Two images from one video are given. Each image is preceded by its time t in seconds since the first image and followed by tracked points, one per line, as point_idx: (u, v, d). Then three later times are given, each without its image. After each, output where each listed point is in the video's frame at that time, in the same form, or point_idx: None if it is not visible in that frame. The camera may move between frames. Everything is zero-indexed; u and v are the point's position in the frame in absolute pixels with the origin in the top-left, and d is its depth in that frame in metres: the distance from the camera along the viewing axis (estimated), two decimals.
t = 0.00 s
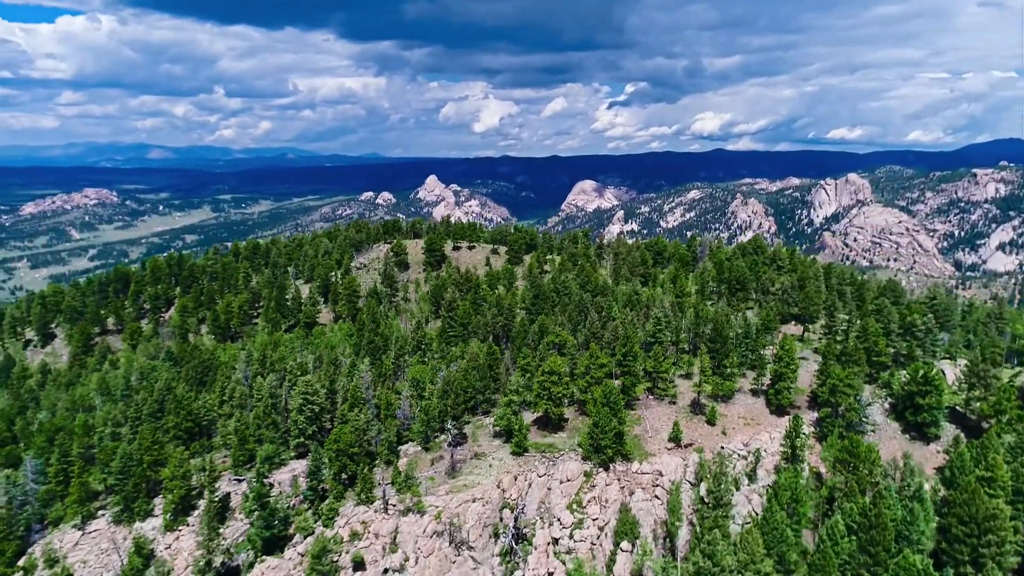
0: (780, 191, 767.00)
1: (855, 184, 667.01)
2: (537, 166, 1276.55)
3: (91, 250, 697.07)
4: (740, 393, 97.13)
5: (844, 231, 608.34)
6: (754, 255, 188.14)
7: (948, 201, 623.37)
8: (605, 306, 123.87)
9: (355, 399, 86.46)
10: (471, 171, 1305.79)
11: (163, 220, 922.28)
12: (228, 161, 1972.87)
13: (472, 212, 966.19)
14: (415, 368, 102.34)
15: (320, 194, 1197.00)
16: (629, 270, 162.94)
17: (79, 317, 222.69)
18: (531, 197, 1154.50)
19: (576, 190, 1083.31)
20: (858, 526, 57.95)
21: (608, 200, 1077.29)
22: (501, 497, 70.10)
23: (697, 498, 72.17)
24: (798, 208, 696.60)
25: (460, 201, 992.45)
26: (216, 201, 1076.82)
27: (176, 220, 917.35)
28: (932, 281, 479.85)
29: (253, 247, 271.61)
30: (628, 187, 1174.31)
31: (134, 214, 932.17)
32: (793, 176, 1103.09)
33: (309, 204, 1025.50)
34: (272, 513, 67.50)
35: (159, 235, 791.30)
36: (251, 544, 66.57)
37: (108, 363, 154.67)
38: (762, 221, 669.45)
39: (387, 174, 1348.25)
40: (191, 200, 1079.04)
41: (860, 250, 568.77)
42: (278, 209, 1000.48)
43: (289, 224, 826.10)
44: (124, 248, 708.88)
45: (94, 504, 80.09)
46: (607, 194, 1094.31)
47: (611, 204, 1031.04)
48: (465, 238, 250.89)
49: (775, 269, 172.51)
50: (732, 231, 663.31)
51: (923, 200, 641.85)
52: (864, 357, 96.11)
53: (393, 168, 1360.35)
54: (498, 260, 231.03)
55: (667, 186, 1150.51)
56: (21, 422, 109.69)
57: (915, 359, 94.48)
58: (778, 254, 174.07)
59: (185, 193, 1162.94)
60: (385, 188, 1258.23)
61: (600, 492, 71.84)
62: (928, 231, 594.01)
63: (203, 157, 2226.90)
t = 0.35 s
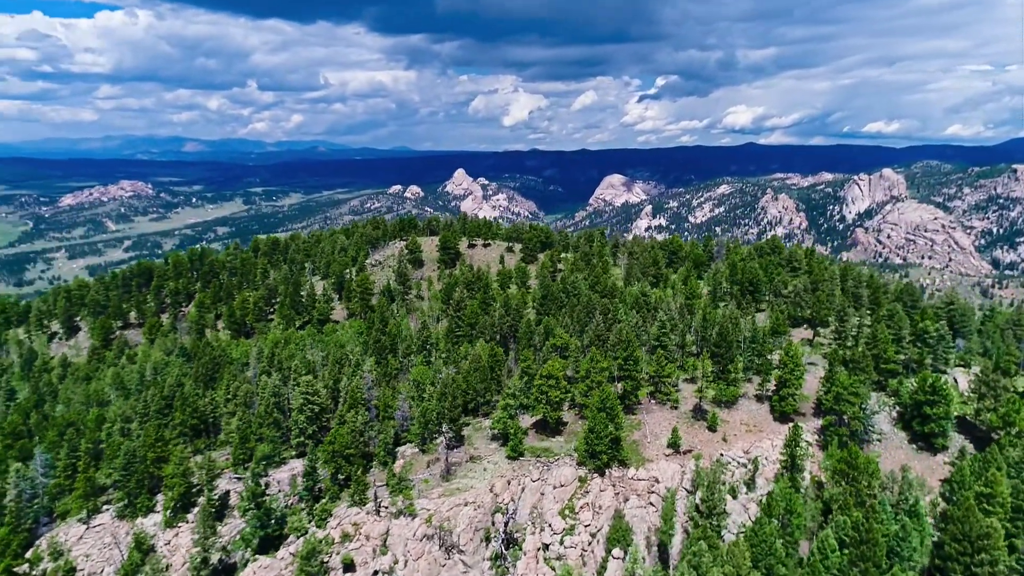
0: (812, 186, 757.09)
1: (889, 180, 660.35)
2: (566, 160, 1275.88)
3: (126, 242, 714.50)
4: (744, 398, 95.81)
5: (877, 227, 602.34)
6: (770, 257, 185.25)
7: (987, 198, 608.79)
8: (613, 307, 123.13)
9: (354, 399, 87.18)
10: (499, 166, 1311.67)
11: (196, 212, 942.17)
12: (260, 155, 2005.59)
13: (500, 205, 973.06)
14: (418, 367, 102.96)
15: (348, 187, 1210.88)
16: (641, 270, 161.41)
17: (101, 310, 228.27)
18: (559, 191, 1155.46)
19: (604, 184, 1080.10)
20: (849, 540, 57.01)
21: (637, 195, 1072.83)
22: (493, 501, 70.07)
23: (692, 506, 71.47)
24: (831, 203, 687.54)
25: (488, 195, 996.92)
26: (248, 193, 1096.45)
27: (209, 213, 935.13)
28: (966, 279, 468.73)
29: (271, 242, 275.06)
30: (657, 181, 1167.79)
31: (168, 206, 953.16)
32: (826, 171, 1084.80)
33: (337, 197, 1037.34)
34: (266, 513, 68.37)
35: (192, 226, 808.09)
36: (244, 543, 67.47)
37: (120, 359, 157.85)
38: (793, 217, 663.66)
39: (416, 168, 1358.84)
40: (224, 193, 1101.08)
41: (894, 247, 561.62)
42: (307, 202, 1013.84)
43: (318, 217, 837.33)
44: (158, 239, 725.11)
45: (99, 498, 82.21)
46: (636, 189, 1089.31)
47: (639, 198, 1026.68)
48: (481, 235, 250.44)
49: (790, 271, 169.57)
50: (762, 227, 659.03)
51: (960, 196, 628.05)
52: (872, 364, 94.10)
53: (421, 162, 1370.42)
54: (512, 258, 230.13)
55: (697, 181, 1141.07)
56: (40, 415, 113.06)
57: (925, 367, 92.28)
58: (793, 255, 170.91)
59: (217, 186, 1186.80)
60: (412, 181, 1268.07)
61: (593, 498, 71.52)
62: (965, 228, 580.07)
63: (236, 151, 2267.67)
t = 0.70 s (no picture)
0: (839, 181, 745.82)
1: (919, 175, 653.77)
2: (590, 154, 1274.28)
3: (154, 234, 727.62)
4: (743, 404, 94.86)
5: (905, 223, 597.80)
6: (782, 257, 182.63)
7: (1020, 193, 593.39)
8: (615, 308, 122.89)
9: (350, 400, 87.97)
10: (522, 161, 1311.92)
11: (222, 205, 956.36)
12: (285, 148, 2028.21)
13: (523, 199, 976.01)
14: (418, 367, 103.50)
15: (372, 180, 1222.03)
16: (647, 270, 160.28)
17: (117, 304, 231.81)
18: (582, 185, 1155.04)
19: (627, 178, 1075.86)
20: (833, 554, 56.49)
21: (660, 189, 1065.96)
22: (481, 505, 70.21)
23: (682, 514, 70.93)
24: (857, 199, 679.78)
25: (510, 188, 998.30)
26: (273, 186, 1110.93)
27: (235, 206, 949.71)
28: (995, 277, 459.24)
29: (285, 239, 277.30)
30: (681, 175, 1158.98)
31: (195, 199, 969.67)
32: (854, 166, 1068.73)
33: (361, 191, 1048.51)
34: (256, 514, 69.18)
35: (218, 220, 819.82)
36: (233, 543, 68.30)
37: (124, 356, 159.42)
38: (818, 213, 654.86)
39: (438, 162, 1366.17)
40: (249, 186, 1116.03)
41: (922, 244, 555.98)
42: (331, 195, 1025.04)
43: (341, 211, 844.03)
44: (184, 231, 737.50)
45: (99, 494, 83.90)
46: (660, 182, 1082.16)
47: (663, 193, 1021.98)
48: (491, 232, 250.63)
49: (800, 273, 167.14)
50: (786, 223, 652.57)
51: (992, 191, 613.18)
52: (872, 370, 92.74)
53: (444, 156, 1377.94)
54: (522, 256, 229.47)
55: (722, 175, 1130.03)
56: (50, 410, 115.64)
57: (927, 374, 90.93)
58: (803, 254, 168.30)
59: (243, 179, 1205.01)
60: (435, 175, 1274.99)
61: (582, 504, 71.47)
62: (997, 225, 554.64)
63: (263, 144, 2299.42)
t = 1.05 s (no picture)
0: (864, 177, 733.98)
1: (945, 171, 641.98)
2: (611, 149, 1270.78)
3: (178, 227, 737.20)
4: (739, 409, 93.99)
5: (931, 219, 587.91)
6: (791, 258, 179.94)
7: None
8: (615, 310, 122.39)
9: (343, 401, 88.53)
10: (543, 156, 1313.46)
11: (245, 199, 967.41)
12: (308, 142, 2050.01)
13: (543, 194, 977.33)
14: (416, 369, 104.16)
15: (392, 174, 1229.15)
16: (652, 271, 158.90)
17: (131, 300, 233.85)
18: (603, 180, 1152.86)
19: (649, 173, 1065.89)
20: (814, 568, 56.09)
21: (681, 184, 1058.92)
22: (467, 509, 70.47)
23: (668, 521, 70.70)
24: (883, 195, 666.64)
25: (531, 182, 996.71)
26: (295, 180, 1121.96)
27: (257, 200, 960.29)
28: (1023, 275, 450.80)
29: (297, 237, 279.00)
30: (703, 170, 1151.46)
31: (219, 192, 982.24)
32: (880, 161, 1052.27)
33: (382, 185, 1055.21)
34: (245, 515, 70.01)
35: (241, 213, 829.62)
36: (224, 543, 69.23)
37: (131, 354, 160.67)
38: (841, 209, 642.61)
39: (458, 157, 1370.71)
40: (272, 180, 1127.99)
41: (948, 241, 549.51)
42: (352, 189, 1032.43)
43: (362, 205, 850.13)
44: (208, 224, 746.10)
45: (97, 491, 85.41)
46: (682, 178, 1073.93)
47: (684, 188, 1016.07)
48: (499, 231, 249.41)
49: (807, 275, 164.47)
50: (809, 219, 643.47)
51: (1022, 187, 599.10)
52: (871, 377, 91.51)
53: (464, 151, 1381.97)
54: (530, 254, 228.13)
55: (744, 171, 1120.75)
56: (58, 407, 118.00)
57: (927, 382, 89.51)
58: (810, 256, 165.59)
59: (266, 172, 1220.28)
60: (455, 169, 1279.16)
61: (569, 509, 71.43)
62: None
63: (288, 138, 2326.21)
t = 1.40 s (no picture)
0: (891, 172, 721.51)
1: (975, 167, 622.27)
2: (633, 143, 1265.35)
3: (204, 220, 746.82)
4: (736, 414, 93.05)
5: (960, 216, 577.74)
6: (801, 260, 177.50)
7: None
8: (615, 312, 121.91)
9: (338, 402, 89.45)
10: (565, 150, 1310.05)
11: (269, 192, 978.83)
12: (333, 136, 2069.35)
13: (565, 187, 976.83)
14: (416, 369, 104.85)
15: (415, 168, 1236.01)
16: (657, 271, 157.58)
17: (144, 296, 237.26)
18: (626, 174, 1149.52)
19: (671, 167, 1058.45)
20: None
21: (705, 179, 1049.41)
22: (455, 513, 70.75)
23: (656, 528, 70.24)
24: (910, 191, 651.51)
25: (553, 176, 996.08)
26: (318, 173, 1133.41)
27: (281, 193, 971.48)
28: None
29: (308, 233, 280.40)
30: (727, 165, 1140.72)
31: (244, 185, 994.78)
32: (909, 156, 1033.59)
33: (405, 178, 1061.85)
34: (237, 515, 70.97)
35: (264, 206, 839.01)
36: (214, 543, 70.12)
37: (138, 351, 162.75)
38: (867, 205, 631.88)
39: (480, 150, 1373.33)
40: (295, 173, 1139.23)
41: (977, 238, 544.05)
42: (375, 183, 1039.98)
43: (383, 199, 855.18)
44: (233, 218, 755.27)
45: (98, 487, 87.24)
46: (705, 173, 1062.86)
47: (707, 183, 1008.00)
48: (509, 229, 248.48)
49: (816, 277, 162.26)
50: (835, 214, 635.69)
51: None
52: (870, 385, 90.21)
53: (485, 145, 1384.01)
54: (539, 252, 227.17)
55: (769, 166, 1108.49)
56: (68, 402, 120.33)
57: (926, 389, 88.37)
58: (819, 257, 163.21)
59: (290, 166, 1233.95)
60: (477, 163, 1283.11)
61: (556, 515, 71.33)
62: None
63: (312, 132, 2346.68)
